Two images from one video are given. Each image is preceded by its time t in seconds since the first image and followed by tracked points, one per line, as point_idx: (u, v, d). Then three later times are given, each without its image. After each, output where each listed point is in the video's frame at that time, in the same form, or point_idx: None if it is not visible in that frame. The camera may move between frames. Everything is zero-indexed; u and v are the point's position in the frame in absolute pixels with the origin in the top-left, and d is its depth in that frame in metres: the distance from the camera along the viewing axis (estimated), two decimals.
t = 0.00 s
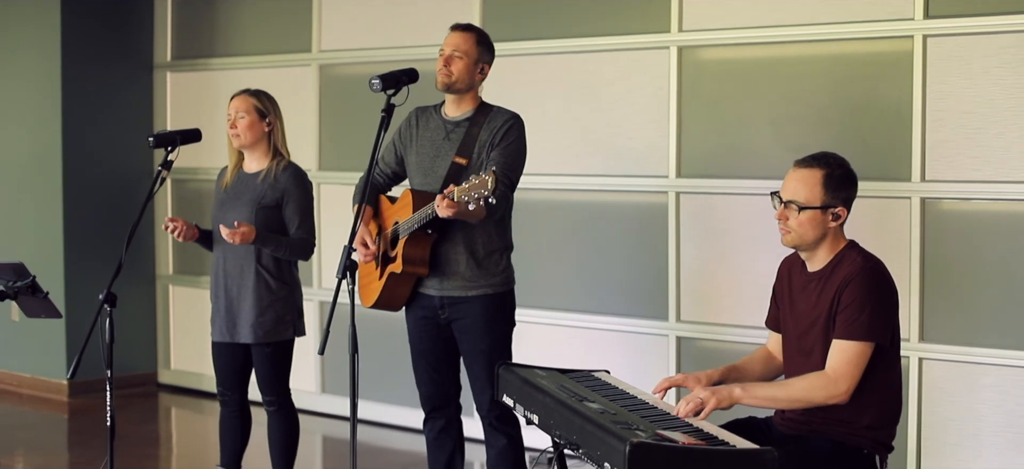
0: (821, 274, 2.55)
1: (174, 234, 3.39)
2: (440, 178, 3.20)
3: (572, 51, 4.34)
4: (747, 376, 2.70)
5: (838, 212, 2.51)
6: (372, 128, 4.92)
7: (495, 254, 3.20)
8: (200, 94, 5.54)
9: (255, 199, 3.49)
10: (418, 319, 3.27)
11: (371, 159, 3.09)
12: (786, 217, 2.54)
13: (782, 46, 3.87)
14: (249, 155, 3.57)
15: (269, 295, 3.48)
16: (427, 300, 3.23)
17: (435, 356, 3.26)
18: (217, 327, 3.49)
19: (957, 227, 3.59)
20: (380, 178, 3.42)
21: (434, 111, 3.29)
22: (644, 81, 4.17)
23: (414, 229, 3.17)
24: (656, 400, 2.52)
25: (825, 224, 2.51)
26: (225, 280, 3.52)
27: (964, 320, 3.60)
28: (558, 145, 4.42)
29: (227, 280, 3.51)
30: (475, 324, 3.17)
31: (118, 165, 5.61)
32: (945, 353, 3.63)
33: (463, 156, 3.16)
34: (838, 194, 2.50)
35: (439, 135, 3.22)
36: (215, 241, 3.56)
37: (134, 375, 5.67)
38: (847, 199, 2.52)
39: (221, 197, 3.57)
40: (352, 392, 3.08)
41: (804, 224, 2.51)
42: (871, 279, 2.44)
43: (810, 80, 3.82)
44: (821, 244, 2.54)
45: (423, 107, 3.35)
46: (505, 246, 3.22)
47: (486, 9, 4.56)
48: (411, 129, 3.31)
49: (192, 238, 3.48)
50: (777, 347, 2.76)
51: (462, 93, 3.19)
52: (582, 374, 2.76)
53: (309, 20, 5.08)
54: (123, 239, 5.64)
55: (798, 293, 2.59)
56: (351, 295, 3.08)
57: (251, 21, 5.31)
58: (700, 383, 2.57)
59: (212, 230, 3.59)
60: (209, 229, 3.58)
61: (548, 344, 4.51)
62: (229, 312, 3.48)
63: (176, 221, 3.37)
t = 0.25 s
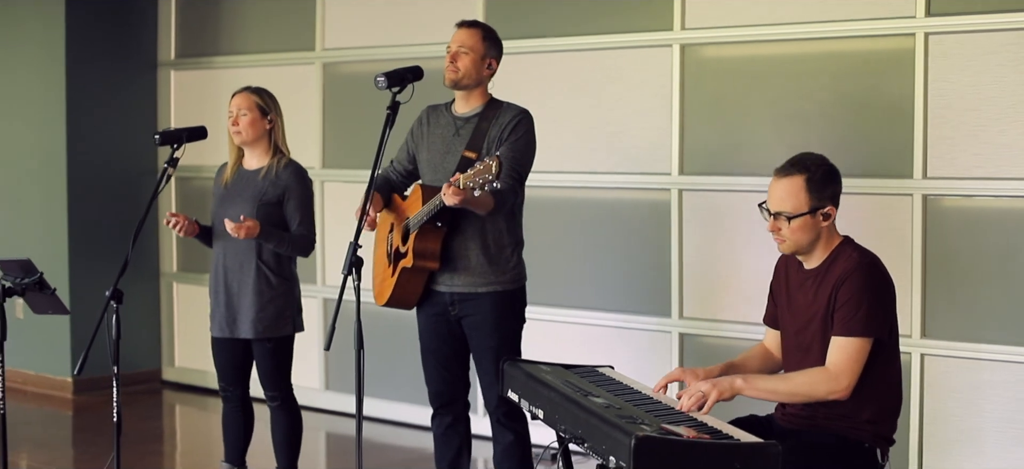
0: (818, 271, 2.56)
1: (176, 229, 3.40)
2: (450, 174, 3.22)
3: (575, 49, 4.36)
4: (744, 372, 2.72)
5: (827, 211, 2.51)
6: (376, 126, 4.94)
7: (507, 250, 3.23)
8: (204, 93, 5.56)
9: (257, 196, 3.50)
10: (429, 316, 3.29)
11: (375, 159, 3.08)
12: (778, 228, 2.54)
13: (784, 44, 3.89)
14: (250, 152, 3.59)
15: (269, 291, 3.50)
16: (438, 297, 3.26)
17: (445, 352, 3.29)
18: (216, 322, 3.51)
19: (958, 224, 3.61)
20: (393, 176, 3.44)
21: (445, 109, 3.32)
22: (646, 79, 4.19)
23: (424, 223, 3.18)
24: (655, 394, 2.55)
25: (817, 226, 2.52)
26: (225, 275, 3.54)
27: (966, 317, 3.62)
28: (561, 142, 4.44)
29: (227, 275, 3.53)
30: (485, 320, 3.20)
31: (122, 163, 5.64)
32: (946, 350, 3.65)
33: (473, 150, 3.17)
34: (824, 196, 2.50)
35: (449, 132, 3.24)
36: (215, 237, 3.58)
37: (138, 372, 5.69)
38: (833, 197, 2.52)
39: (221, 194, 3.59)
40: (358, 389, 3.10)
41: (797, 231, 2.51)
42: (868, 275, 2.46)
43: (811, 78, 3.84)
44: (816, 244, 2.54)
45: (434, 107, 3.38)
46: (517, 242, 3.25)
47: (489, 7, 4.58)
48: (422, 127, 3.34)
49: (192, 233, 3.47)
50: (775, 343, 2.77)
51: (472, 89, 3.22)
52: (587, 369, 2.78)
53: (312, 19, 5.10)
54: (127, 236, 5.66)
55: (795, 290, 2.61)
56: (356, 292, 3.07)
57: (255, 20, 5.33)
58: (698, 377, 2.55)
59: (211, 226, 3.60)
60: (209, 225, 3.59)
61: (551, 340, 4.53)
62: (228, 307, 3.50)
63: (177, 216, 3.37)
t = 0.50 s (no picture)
0: (818, 268, 2.58)
1: (172, 220, 3.41)
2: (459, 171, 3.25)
3: (578, 47, 4.38)
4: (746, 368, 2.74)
5: (818, 212, 2.51)
6: (379, 124, 4.96)
7: (516, 246, 3.25)
8: (208, 91, 5.59)
9: (254, 193, 3.52)
10: (439, 312, 3.32)
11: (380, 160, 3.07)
12: (774, 240, 2.54)
13: (786, 42, 3.91)
14: (247, 149, 3.61)
15: (265, 286, 3.53)
16: (447, 293, 3.29)
17: (453, 349, 3.31)
18: (212, 317, 3.54)
19: (960, 221, 3.63)
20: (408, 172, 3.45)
21: (455, 106, 3.35)
22: (649, 76, 4.21)
23: (430, 216, 3.21)
24: (658, 388, 2.57)
25: (811, 228, 2.52)
26: (221, 270, 3.56)
27: (967, 312, 3.64)
28: (564, 140, 4.47)
29: (223, 270, 3.56)
30: (494, 316, 3.22)
31: (126, 161, 5.66)
32: (948, 345, 3.67)
33: (480, 145, 3.20)
34: (810, 199, 2.49)
35: (458, 129, 3.27)
36: (211, 230, 3.60)
37: (142, 369, 5.71)
38: (820, 196, 2.51)
39: (218, 189, 3.61)
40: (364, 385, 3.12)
41: (793, 240, 2.52)
42: (867, 272, 2.48)
43: (813, 75, 3.86)
44: (815, 244, 2.55)
45: (444, 105, 3.41)
46: (525, 238, 3.26)
47: (492, 5, 4.60)
48: (433, 124, 3.38)
49: (190, 225, 3.49)
50: (776, 340, 2.79)
51: (481, 86, 3.24)
52: (591, 364, 2.80)
53: (316, 17, 5.12)
54: (131, 234, 5.69)
55: (795, 287, 2.64)
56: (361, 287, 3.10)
57: (258, 18, 5.35)
58: (698, 370, 2.58)
59: (207, 221, 3.62)
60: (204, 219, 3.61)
61: (554, 337, 4.55)
62: (224, 302, 3.53)
63: (174, 207, 3.39)
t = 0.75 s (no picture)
0: (819, 262, 2.60)
1: (171, 212, 3.44)
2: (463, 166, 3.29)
3: (580, 44, 4.40)
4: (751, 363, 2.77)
5: (813, 207, 2.54)
6: (382, 121, 4.98)
7: (520, 241, 3.27)
8: (212, 88, 5.61)
9: (252, 189, 3.55)
10: (445, 308, 3.34)
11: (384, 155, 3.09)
12: (772, 238, 2.57)
13: (787, 39, 3.93)
14: (245, 146, 3.63)
15: (263, 281, 3.55)
16: (453, 289, 3.31)
17: (461, 344, 3.33)
18: (210, 311, 3.56)
19: (961, 216, 3.65)
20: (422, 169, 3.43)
21: (462, 103, 3.39)
22: (651, 73, 4.23)
23: (430, 209, 3.26)
24: (660, 380, 2.59)
25: (806, 224, 2.55)
26: (218, 265, 3.59)
27: (968, 307, 3.66)
28: (566, 136, 4.49)
29: (220, 265, 3.58)
30: (499, 310, 3.24)
31: (130, 158, 5.68)
32: (950, 340, 3.69)
33: (483, 139, 3.22)
34: (803, 195, 2.52)
35: (464, 125, 3.31)
36: (209, 225, 3.63)
37: (146, 365, 5.74)
38: (814, 190, 2.53)
39: (216, 185, 3.63)
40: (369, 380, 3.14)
41: (790, 236, 2.55)
42: (867, 263, 2.51)
43: (814, 72, 3.88)
44: (813, 238, 2.58)
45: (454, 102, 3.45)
46: (529, 233, 3.29)
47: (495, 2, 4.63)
48: (441, 122, 3.42)
49: (186, 219, 3.52)
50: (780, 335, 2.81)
51: (487, 83, 3.27)
52: (594, 358, 2.83)
53: (319, 14, 5.15)
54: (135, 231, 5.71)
55: (797, 282, 2.66)
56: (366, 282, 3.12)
57: (262, 16, 5.38)
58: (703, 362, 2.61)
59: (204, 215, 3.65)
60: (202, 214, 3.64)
61: (556, 332, 4.58)
62: (222, 296, 3.55)
63: (172, 198, 3.42)
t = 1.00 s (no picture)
0: (821, 255, 2.62)
1: (174, 216, 3.45)
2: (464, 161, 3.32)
3: (582, 41, 4.42)
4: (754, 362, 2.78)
5: (811, 199, 2.55)
6: (385, 117, 5.00)
7: (519, 236, 3.29)
8: (215, 85, 5.64)
9: (254, 185, 3.57)
10: (447, 303, 3.38)
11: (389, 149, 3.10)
12: (771, 229, 2.59)
13: (788, 35, 3.95)
14: (245, 142, 3.65)
15: (266, 276, 3.58)
16: (454, 283, 3.35)
17: (463, 338, 3.37)
18: (213, 307, 3.58)
19: (961, 212, 3.67)
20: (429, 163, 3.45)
21: (467, 99, 3.42)
22: (653, 70, 4.25)
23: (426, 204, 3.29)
24: (662, 374, 2.61)
25: (805, 215, 2.57)
26: (221, 261, 3.60)
27: (967, 302, 3.68)
28: (568, 132, 4.51)
29: (223, 261, 3.60)
30: (499, 305, 3.27)
31: (133, 154, 5.70)
32: (950, 335, 3.71)
33: (483, 135, 3.26)
34: (802, 187, 2.54)
35: (466, 120, 3.35)
36: (210, 225, 3.64)
37: (149, 361, 5.76)
38: (813, 183, 2.55)
39: (217, 183, 3.65)
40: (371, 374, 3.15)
41: (788, 227, 2.57)
42: (869, 255, 2.53)
43: (815, 69, 3.90)
44: (813, 230, 2.60)
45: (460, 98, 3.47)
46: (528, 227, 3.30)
47: None
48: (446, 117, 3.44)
49: (191, 221, 3.52)
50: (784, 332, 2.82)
51: (489, 81, 3.30)
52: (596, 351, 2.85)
53: (322, 12, 5.17)
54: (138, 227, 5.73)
55: (801, 275, 2.68)
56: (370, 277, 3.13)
57: (265, 13, 5.40)
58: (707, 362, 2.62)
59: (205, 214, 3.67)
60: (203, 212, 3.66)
61: (558, 327, 4.60)
62: (225, 292, 3.57)
63: (176, 202, 3.42)
